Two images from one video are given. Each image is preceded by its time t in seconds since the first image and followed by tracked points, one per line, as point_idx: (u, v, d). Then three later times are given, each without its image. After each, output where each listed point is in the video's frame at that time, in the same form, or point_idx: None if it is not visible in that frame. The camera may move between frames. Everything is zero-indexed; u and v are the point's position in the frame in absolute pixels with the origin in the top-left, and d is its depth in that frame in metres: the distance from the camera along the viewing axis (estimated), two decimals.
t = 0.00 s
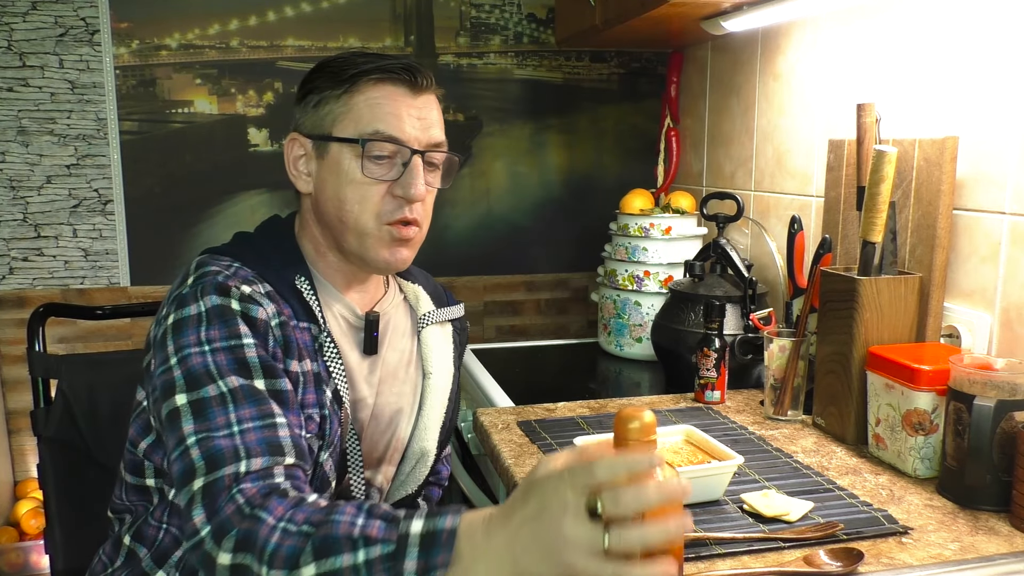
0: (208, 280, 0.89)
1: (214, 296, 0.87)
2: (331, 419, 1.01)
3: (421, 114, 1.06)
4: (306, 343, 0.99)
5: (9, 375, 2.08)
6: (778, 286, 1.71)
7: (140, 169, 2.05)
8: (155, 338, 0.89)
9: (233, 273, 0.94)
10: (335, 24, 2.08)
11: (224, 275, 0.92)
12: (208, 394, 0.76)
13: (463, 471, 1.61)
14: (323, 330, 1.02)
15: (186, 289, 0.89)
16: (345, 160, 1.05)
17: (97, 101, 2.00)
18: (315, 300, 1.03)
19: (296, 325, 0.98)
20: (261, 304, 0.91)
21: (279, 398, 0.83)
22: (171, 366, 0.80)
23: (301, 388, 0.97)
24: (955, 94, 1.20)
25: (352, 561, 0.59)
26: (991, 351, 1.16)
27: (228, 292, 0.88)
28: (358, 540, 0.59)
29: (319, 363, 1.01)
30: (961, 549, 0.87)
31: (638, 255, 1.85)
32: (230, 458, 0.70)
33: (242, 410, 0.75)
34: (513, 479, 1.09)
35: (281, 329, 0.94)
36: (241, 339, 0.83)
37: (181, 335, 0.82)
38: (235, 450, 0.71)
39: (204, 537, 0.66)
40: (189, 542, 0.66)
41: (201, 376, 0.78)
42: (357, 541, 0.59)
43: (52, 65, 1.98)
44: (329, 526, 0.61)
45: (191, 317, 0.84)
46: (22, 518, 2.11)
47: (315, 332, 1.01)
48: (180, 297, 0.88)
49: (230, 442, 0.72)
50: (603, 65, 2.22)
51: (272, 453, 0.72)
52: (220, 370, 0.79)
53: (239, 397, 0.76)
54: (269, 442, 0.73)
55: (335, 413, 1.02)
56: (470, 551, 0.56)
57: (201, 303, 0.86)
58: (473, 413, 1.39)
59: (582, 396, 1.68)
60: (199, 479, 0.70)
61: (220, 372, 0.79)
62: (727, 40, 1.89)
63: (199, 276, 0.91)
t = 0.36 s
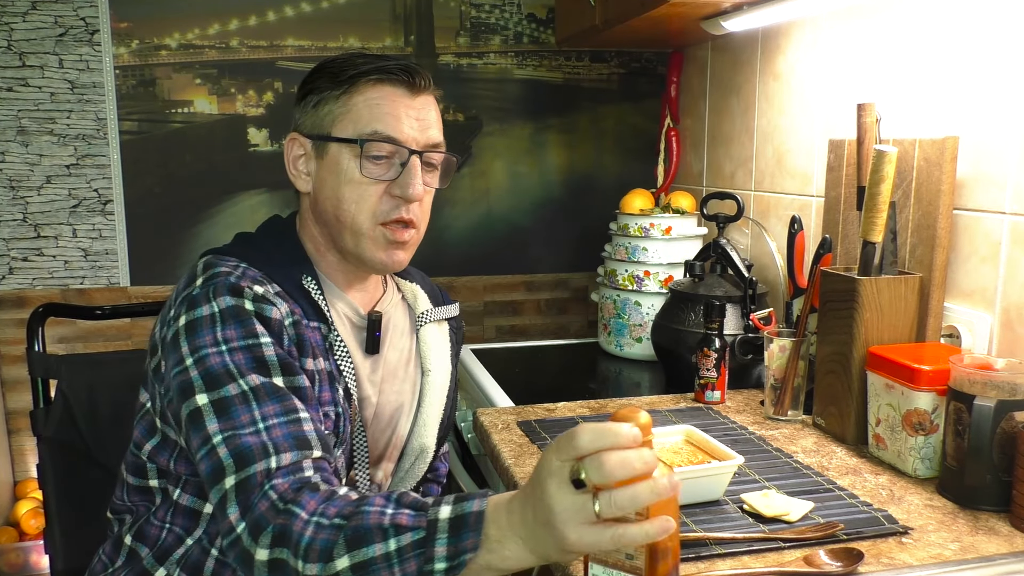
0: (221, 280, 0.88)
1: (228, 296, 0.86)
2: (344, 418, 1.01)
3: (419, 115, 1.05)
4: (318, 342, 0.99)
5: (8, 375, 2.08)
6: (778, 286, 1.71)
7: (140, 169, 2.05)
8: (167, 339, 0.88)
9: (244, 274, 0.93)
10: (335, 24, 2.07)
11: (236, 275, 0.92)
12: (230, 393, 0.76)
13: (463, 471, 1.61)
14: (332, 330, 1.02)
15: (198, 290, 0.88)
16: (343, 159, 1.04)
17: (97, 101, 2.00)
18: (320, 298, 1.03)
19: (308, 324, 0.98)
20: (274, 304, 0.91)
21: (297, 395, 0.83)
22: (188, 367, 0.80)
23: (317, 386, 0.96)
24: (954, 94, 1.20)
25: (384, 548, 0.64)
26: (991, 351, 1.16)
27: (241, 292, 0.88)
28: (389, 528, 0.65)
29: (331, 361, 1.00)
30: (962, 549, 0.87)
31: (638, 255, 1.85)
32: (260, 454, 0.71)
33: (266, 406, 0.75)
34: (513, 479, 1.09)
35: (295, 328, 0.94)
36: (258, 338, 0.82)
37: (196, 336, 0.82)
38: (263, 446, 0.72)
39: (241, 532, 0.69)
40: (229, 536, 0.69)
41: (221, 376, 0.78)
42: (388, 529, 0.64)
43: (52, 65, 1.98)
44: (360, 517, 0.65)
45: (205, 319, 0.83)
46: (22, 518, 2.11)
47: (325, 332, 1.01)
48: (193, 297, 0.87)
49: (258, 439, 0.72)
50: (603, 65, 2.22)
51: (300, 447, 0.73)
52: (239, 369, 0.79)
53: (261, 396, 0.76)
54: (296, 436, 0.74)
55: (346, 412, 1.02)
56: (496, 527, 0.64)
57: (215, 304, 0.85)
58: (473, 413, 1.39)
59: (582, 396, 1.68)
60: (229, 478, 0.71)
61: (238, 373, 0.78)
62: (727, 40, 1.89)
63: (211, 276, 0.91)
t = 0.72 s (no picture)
0: (220, 274, 0.89)
1: (227, 290, 0.87)
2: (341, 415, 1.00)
3: (424, 116, 1.05)
4: (317, 339, 0.99)
5: (8, 375, 2.08)
6: (778, 286, 1.71)
7: (140, 169, 2.05)
8: (167, 333, 0.88)
9: (244, 268, 0.94)
10: (335, 24, 2.07)
11: (236, 269, 0.93)
12: (226, 385, 0.76)
13: (463, 471, 1.61)
14: (331, 327, 1.02)
15: (198, 285, 0.89)
16: (347, 158, 1.05)
17: (97, 101, 2.00)
18: (322, 297, 1.03)
19: (307, 321, 0.98)
20: (272, 299, 0.91)
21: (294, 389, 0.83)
22: (185, 359, 0.80)
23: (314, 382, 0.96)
24: (954, 94, 1.20)
25: (371, 541, 0.64)
26: (991, 351, 1.16)
27: (240, 286, 0.88)
28: (378, 521, 0.64)
29: (329, 359, 1.00)
30: (962, 549, 0.87)
31: (638, 255, 1.85)
32: (253, 445, 0.71)
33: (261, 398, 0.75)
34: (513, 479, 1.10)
35: (293, 323, 0.94)
36: (255, 332, 0.83)
37: (193, 329, 0.82)
38: (257, 437, 0.72)
39: (231, 523, 0.68)
40: (218, 526, 0.69)
41: (218, 367, 0.78)
42: (376, 522, 0.64)
43: (52, 65, 1.98)
44: (349, 508, 0.65)
45: (203, 311, 0.84)
46: (22, 518, 2.11)
47: (324, 329, 1.01)
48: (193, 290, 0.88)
49: (252, 430, 0.72)
50: (603, 65, 2.22)
51: (294, 439, 0.73)
52: (235, 361, 0.79)
53: (257, 388, 0.76)
54: (290, 428, 0.73)
55: (343, 409, 1.02)
56: (484, 527, 0.63)
57: (214, 297, 0.85)
58: (473, 413, 1.39)
59: (582, 396, 1.68)
60: (223, 468, 0.71)
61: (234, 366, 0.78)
62: (727, 40, 1.89)
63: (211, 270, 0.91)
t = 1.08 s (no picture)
0: (222, 272, 0.89)
1: (229, 288, 0.87)
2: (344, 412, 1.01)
3: (425, 116, 1.05)
4: (319, 338, 0.99)
5: (8, 375, 2.08)
6: (778, 286, 1.71)
7: (140, 169, 2.05)
8: (168, 332, 0.88)
9: (245, 267, 0.94)
10: (335, 24, 2.07)
11: (238, 267, 0.93)
12: (231, 380, 0.76)
13: (464, 472, 1.61)
14: (334, 327, 1.02)
15: (199, 283, 0.89)
16: (350, 158, 1.05)
17: (97, 101, 2.00)
18: (323, 297, 1.03)
19: (310, 320, 0.98)
20: (275, 296, 0.91)
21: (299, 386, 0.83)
22: (190, 357, 0.80)
23: (317, 380, 0.96)
24: (954, 94, 1.20)
25: (387, 538, 0.64)
26: (991, 351, 1.16)
27: (243, 284, 0.88)
28: (395, 518, 0.64)
29: (332, 358, 1.00)
30: (962, 549, 0.87)
31: (638, 255, 1.85)
32: (263, 436, 0.71)
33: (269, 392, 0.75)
34: (513, 479, 1.10)
35: (296, 320, 0.94)
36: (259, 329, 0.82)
37: (197, 327, 0.82)
38: (266, 428, 0.72)
39: (243, 512, 0.69)
40: (229, 516, 0.69)
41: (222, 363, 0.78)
42: (393, 519, 0.64)
43: (52, 65, 1.98)
44: (367, 503, 0.65)
45: (206, 309, 0.84)
46: (22, 518, 2.11)
47: (326, 329, 1.01)
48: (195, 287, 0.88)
49: (260, 421, 0.72)
50: (603, 65, 2.22)
51: (303, 429, 0.73)
52: (240, 357, 0.79)
53: (263, 382, 0.76)
54: (299, 420, 0.74)
55: (344, 408, 1.02)
56: (503, 533, 0.63)
57: (217, 295, 0.85)
58: (473, 414, 1.39)
59: (582, 396, 1.68)
60: (233, 460, 0.71)
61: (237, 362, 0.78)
62: (727, 40, 1.89)
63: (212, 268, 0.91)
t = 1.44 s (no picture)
0: (227, 275, 0.89)
1: (234, 290, 0.87)
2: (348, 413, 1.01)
3: (423, 111, 1.06)
4: (323, 339, 0.99)
5: (8, 375, 2.08)
6: (778, 286, 1.71)
7: (140, 169, 2.05)
8: (173, 334, 0.88)
9: (250, 269, 0.94)
10: (334, 24, 2.07)
11: (242, 269, 0.93)
12: (238, 383, 0.76)
13: (464, 472, 1.61)
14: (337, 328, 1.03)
15: (204, 285, 0.89)
16: (350, 157, 1.04)
17: (97, 101, 2.00)
18: (326, 298, 1.04)
19: (314, 322, 0.99)
20: (280, 298, 0.91)
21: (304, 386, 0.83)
22: (195, 359, 0.80)
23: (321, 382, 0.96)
24: (953, 94, 1.20)
25: (397, 539, 0.63)
26: (991, 351, 1.16)
27: (248, 286, 0.88)
28: (403, 518, 0.63)
29: (336, 359, 1.00)
30: (962, 549, 0.87)
31: (638, 255, 1.85)
32: (272, 440, 0.71)
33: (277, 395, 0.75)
34: (513, 479, 1.10)
35: (301, 322, 0.94)
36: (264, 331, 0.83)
37: (202, 328, 0.82)
38: (275, 432, 0.72)
39: (254, 517, 0.68)
40: (241, 521, 0.69)
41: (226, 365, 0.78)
42: (402, 519, 0.63)
43: (52, 65, 1.98)
44: (375, 505, 0.64)
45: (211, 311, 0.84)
46: (22, 518, 2.11)
47: (330, 330, 1.01)
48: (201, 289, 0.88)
49: (268, 426, 0.72)
50: (603, 65, 2.22)
51: (311, 433, 0.73)
52: (246, 360, 0.79)
53: (269, 385, 0.76)
54: (306, 423, 0.74)
55: (349, 410, 1.02)
56: (512, 531, 0.61)
57: (221, 297, 0.85)
58: (473, 414, 1.39)
59: (582, 396, 1.68)
60: (242, 464, 0.71)
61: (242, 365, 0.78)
62: (727, 40, 1.89)
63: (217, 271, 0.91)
